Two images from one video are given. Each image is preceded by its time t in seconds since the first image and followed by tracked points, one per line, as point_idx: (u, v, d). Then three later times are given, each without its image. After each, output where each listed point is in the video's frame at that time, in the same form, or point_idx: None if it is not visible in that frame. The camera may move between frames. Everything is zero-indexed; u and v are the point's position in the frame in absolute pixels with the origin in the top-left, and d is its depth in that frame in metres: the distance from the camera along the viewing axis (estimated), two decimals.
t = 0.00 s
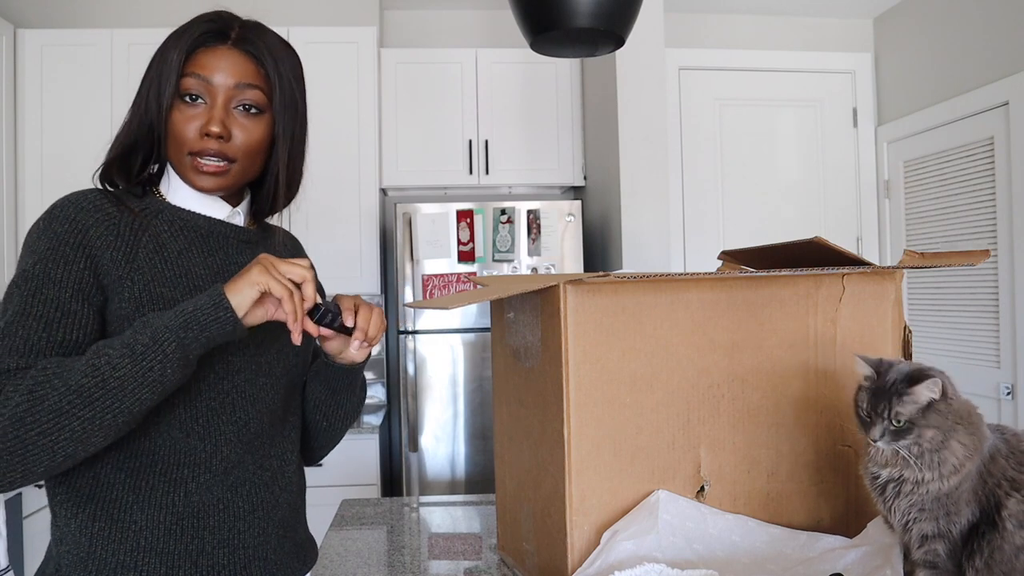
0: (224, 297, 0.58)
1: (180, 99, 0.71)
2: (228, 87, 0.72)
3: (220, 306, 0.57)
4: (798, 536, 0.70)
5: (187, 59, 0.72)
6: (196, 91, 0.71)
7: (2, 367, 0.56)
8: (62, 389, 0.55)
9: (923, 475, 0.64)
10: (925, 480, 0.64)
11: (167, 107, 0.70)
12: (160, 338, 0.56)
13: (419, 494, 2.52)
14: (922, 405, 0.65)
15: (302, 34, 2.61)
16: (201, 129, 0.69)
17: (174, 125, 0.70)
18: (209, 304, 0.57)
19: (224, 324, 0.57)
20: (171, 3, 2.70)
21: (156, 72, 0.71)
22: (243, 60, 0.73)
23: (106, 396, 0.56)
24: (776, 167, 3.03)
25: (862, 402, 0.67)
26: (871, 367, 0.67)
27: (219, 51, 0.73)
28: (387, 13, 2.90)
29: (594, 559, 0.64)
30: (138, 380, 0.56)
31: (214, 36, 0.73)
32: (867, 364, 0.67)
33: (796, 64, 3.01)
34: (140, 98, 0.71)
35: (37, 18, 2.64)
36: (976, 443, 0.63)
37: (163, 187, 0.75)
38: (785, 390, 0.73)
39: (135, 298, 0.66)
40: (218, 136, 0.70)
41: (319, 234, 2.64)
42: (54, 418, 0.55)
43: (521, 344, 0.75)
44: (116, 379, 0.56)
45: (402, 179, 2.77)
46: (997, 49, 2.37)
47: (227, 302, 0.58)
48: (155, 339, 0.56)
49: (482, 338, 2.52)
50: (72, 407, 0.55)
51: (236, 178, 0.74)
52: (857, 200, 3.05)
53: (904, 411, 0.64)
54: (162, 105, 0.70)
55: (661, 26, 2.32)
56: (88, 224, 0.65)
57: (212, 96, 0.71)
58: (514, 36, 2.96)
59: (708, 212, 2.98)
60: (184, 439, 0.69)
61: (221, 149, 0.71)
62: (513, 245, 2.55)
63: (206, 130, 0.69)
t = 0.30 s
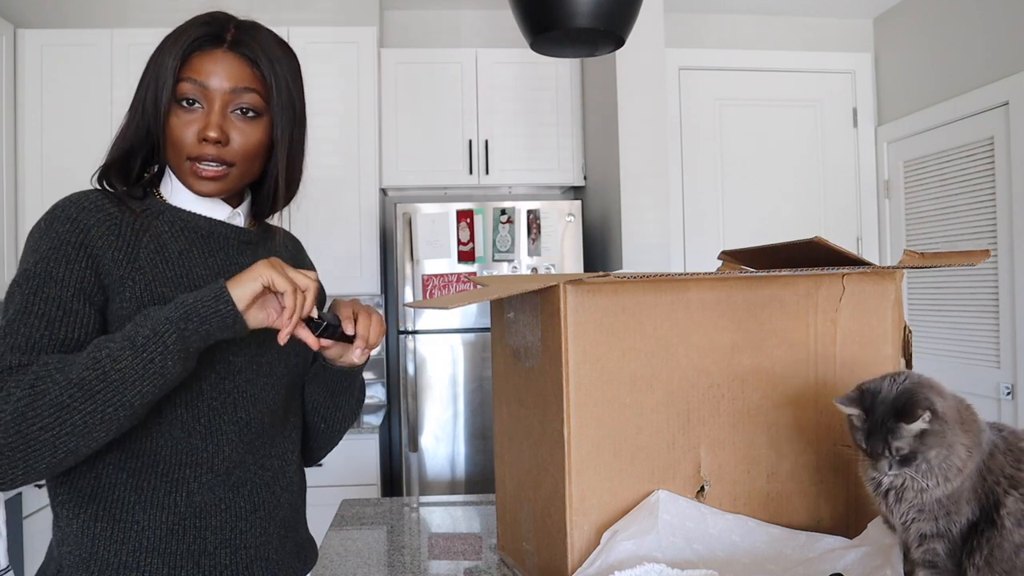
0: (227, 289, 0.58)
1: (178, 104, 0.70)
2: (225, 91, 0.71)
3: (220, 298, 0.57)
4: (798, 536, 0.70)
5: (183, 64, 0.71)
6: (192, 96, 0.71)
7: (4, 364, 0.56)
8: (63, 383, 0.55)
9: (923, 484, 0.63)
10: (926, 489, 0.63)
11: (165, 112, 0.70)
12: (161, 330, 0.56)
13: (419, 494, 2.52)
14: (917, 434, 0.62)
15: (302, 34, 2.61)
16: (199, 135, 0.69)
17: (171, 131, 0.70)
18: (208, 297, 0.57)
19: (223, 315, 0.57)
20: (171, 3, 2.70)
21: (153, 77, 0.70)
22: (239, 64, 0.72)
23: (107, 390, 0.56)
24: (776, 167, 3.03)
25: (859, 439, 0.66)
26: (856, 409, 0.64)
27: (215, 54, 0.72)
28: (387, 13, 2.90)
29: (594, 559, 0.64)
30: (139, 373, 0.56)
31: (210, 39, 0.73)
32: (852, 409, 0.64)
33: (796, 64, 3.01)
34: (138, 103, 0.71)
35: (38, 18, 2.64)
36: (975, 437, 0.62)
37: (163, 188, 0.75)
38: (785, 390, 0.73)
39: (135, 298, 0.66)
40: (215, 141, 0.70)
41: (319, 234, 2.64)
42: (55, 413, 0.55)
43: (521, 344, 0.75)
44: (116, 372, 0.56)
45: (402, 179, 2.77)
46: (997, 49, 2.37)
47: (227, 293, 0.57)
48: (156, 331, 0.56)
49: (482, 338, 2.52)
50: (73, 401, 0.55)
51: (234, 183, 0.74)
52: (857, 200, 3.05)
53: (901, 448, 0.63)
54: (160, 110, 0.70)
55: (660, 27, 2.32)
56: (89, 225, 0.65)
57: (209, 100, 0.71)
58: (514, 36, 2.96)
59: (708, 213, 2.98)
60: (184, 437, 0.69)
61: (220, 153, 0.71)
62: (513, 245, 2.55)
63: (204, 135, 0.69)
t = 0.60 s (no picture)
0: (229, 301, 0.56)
1: (177, 106, 0.70)
2: (224, 93, 0.71)
3: (218, 299, 0.56)
4: (798, 536, 0.70)
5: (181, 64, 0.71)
6: (191, 97, 0.70)
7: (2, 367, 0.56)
8: (61, 387, 0.55)
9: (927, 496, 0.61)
10: (934, 496, 0.61)
11: (163, 114, 0.69)
12: (159, 335, 0.56)
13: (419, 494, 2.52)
14: (914, 462, 0.61)
15: (302, 34, 2.61)
16: (198, 137, 0.69)
17: (171, 133, 0.70)
18: (207, 300, 0.56)
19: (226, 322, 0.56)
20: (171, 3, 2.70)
21: (151, 78, 0.70)
22: (237, 65, 0.72)
23: (105, 397, 0.56)
24: (776, 167, 3.03)
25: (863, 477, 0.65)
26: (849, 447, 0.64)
27: (213, 56, 0.71)
28: (387, 13, 2.90)
29: (595, 559, 0.64)
30: (138, 379, 0.56)
31: (208, 39, 0.72)
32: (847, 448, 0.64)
33: (796, 64, 3.01)
34: (136, 103, 0.70)
35: (38, 18, 2.64)
36: (962, 436, 0.61)
37: (163, 188, 0.75)
38: (785, 390, 0.73)
39: (135, 298, 0.66)
40: (215, 143, 0.70)
41: (319, 234, 2.64)
42: (53, 419, 0.55)
43: (521, 344, 0.75)
44: (115, 379, 0.55)
45: (402, 179, 2.77)
46: (998, 49, 2.37)
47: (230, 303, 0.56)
48: (154, 339, 0.56)
49: (482, 338, 2.52)
50: (71, 407, 0.55)
51: (233, 185, 0.74)
52: (857, 199, 3.05)
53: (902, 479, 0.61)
54: (159, 112, 0.69)
55: (660, 27, 2.32)
56: (89, 225, 0.65)
57: (209, 102, 0.70)
58: (514, 36, 2.96)
59: (708, 212, 2.98)
60: (184, 438, 0.69)
61: (219, 156, 0.71)
62: (513, 245, 2.55)
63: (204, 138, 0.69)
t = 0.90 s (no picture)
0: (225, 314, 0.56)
1: (180, 100, 0.70)
2: (227, 84, 0.71)
3: (216, 321, 0.56)
4: (798, 536, 0.70)
5: (183, 57, 0.71)
6: (194, 90, 0.70)
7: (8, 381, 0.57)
8: (66, 408, 0.56)
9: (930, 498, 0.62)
10: (938, 498, 0.62)
11: (166, 108, 0.70)
12: (161, 361, 0.56)
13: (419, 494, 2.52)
14: (927, 466, 0.60)
15: (301, 34, 2.61)
16: (202, 130, 0.69)
17: (175, 127, 0.70)
18: (205, 322, 0.56)
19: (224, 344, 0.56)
20: (171, 3, 2.70)
21: (153, 73, 0.70)
22: (239, 56, 0.72)
23: (109, 418, 0.57)
24: (776, 168, 3.03)
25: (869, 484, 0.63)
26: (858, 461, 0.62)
27: (214, 48, 0.71)
28: (387, 13, 2.90)
29: (595, 559, 0.64)
30: (140, 404, 0.57)
31: (209, 31, 0.72)
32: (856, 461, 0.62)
33: (796, 64, 3.01)
34: (139, 98, 0.71)
35: (38, 18, 2.64)
36: (961, 434, 0.62)
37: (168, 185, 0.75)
38: (785, 390, 0.73)
39: (135, 301, 0.66)
40: (219, 135, 0.69)
41: (319, 234, 2.64)
42: (58, 437, 0.57)
43: (521, 344, 0.75)
44: (118, 404, 0.57)
45: (402, 179, 2.77)
46: (998, 49, 2.37)
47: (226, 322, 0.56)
48: (155, 364, 0.56)
49: (482, 338, 2.52)
50: (76, 429, 0.57)
51: (238, 178, 0.73)
52: (857, 199, 3.05)
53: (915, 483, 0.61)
54: (161, 105, 0.70)
55: (660, 27, 2.32)
56: (90, 228, 0.65)
57: (211, 94, 0.70)
58: (514, 36, 2.96)
59: (708, 212, 2.98)
60: (183, 443, 0.69)
61: (223, 148, 0.70)
62: (513, 244, 2.55)
63: (207, 130, 0.69)
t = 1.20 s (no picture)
0: (229, 341, 0.59)
1: (191, 95, 0.70)
2: (239, 76, 0.70)
3: (230, 348, 0.59)
4: (798, 536, 0.70)
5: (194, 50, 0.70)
6: (206, 84, 0.70)
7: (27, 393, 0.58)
8: (91, 425, 0.58)
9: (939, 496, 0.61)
10: (941, 497, 0.61)
11: (179, 103, 0.69)
12: (181, 385, 0.59)
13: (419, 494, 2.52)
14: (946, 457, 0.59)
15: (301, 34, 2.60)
16: (215, 124, 0.68)
17: (188, 122, 0.69)
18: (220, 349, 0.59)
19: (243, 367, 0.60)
20: (171, 3, 2.70)
21: (163, 67, 0.70)
22: (251, 46, 0.71)
23: (130, 436, 0.59)
24: (775, 167, 3.03)
25: (887, 482, 0.61)
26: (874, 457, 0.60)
27: (226, 39, 0.71)
28: (388, 13, 2.90)
29: (595, 559, 0.64)
30: (163, 423, 0.59)
31: (219, 23, 0.72)
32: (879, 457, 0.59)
33: (796, 64, 3.01)
34: (151, 95, 0.70)
35: (39, 18, 2.64)
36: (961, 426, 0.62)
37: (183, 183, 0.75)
38: (785, 390, 0.73)
39: (147, 305, 0.66)
40: (233, 129, 0.69)
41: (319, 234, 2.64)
42: (80, 453, 0.58)
43: (521, 344, 0.75)
44: (142, 423, 0.59)
45: (402, 179, 2.77)
46: (998, 49, 2.37)
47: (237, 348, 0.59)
48: (178, 386, 0.59)
49: (482, 338, 2.52)
50: (100, 444, 0.58)
51: (254, 172, 0.73)
52: (857, 199, 3.05)
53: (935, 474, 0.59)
54: (173, 101, 0.69)
55: (660, 27, 2.32)
56: (102, 232, 0.65)
57: (223, 87, 0.70)
58: (514, 36, 2.96)
59: (709, 212, 2.98)
60: (191, 447, 0.69)
61: (238, 143, 0.70)
62: (513, 244, 2.56)
63: (220, 123, 0.68)
